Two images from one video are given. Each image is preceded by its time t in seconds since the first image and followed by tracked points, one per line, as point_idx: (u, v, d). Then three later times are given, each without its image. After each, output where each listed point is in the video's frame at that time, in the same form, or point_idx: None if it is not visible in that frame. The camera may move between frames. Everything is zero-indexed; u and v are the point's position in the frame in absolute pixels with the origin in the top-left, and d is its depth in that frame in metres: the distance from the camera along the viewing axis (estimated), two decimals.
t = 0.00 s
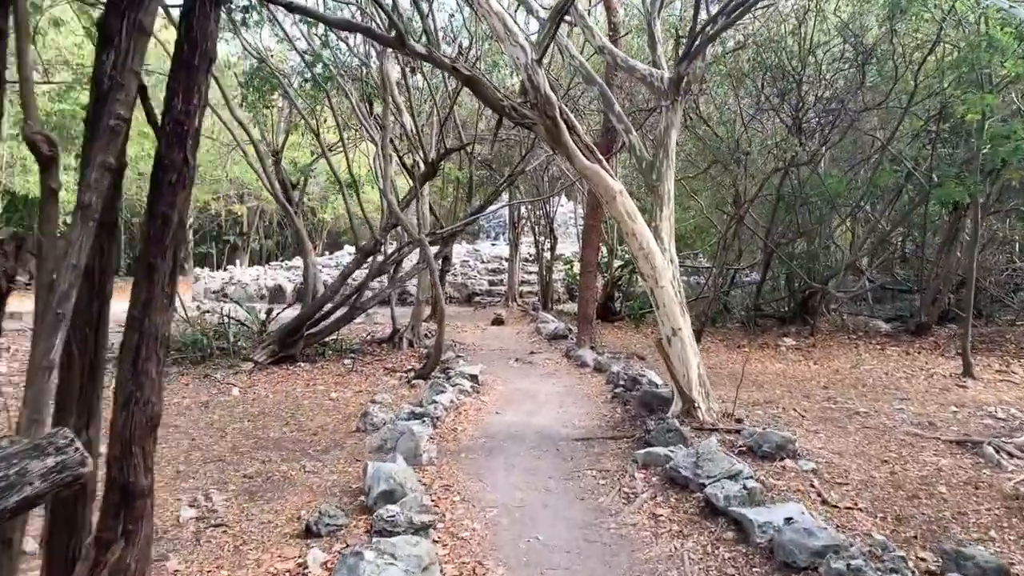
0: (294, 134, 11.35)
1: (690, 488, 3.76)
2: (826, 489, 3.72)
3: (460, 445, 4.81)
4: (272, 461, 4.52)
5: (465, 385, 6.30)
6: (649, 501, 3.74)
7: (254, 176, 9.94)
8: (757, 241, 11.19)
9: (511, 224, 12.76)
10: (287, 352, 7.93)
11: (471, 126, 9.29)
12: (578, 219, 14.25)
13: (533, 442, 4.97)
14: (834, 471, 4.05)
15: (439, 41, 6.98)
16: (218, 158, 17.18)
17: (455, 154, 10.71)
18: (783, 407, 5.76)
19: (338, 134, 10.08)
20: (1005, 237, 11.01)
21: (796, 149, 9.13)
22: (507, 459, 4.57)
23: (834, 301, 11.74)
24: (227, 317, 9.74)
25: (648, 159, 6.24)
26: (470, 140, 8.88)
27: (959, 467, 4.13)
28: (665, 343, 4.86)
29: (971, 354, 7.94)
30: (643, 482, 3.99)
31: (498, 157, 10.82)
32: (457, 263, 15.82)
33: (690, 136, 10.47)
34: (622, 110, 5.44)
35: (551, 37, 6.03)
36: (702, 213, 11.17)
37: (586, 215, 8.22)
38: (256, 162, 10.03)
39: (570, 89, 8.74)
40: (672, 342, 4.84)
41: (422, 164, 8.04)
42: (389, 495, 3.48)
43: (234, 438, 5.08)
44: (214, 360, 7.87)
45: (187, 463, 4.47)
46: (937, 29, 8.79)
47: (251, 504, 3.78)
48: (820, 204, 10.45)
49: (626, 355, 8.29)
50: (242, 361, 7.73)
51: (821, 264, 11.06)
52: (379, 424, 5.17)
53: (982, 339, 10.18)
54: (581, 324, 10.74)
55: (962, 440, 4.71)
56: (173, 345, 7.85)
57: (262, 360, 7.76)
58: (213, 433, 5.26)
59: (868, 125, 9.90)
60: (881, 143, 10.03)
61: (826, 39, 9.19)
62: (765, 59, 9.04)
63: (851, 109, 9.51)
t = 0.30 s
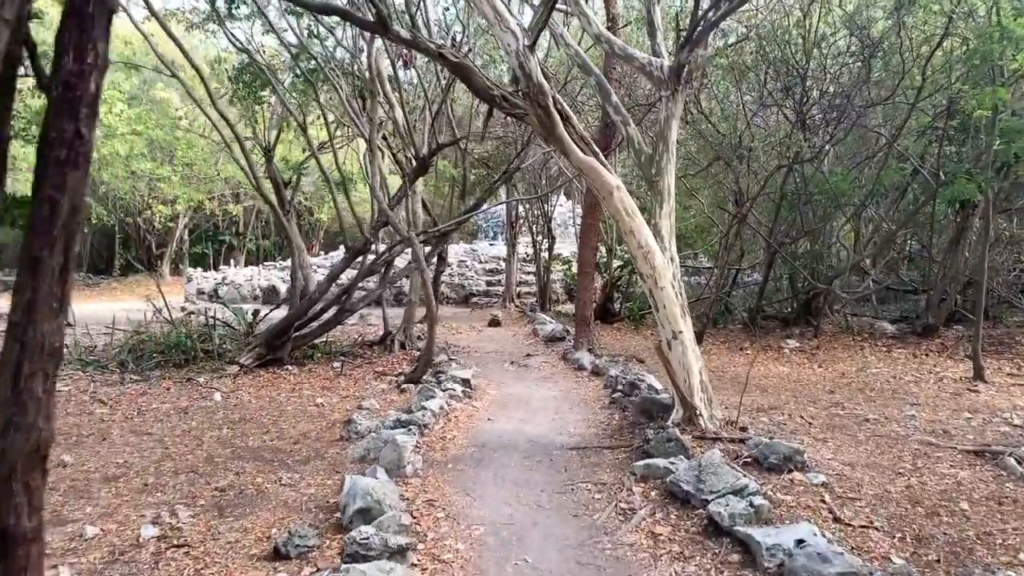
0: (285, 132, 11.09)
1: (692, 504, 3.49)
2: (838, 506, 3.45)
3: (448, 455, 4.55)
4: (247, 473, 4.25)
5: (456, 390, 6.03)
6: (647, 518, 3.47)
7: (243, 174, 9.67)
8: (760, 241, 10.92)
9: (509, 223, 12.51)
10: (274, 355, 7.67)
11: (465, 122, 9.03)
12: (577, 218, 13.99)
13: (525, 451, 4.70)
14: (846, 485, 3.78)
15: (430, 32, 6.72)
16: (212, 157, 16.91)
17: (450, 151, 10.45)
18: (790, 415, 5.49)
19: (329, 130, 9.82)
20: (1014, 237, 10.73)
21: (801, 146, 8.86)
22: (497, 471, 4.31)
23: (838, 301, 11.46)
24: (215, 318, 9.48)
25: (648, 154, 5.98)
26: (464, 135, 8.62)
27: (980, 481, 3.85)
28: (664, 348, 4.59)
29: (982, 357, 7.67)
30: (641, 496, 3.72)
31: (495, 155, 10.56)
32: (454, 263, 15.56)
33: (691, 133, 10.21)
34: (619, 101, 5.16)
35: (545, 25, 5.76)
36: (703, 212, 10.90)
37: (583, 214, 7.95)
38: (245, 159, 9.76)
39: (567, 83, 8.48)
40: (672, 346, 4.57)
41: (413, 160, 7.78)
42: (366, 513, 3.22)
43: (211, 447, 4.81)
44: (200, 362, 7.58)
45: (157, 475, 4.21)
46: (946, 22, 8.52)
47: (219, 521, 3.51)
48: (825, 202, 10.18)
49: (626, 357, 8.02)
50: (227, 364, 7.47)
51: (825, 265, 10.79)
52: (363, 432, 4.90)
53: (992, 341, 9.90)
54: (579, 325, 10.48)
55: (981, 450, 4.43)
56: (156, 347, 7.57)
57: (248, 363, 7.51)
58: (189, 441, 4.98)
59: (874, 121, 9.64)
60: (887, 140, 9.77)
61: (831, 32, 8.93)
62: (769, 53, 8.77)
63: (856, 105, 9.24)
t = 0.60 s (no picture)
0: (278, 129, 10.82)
1: (696, 532, 3.22)
2: (855, 534, 3.18)
3: (436, 472, 4.28)
4: (220, 493, 3.97)
5: (449, 399, 5.75)
6: (648, 548, 3.20)
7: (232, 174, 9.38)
8: (764, 241, 10.63)
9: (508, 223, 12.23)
10: (262, 361, 7.41)
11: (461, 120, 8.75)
12: (578, 218, 13.71)
13: (518, 467, 4.42)
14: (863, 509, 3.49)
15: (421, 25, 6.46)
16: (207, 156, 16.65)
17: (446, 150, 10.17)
18: (799, 427, 5.20)
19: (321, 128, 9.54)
20: None
21: (807, 144, 8.58)
22: (487, 489, 4.03)
23: (845, 304, 11.17)
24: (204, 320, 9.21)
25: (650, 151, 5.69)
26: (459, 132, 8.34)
27: (1008, 504, 3.56)
28: (667, 358, 4.31)
29: (997, 362, 7.38)
30: (642, 522, 3.44)
31: (492, 153, 10.28)
32: (453, 263, 15.29)
33: (694, 130, 9.92)
34: (619, 96, 4.86)
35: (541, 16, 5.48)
36: (706, 211, 10.61)
37: (583, 214, 7.66)
38: (234, 158, 9.48)
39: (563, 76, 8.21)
40: (675, 355, 4.28)
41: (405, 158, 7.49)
42: (340, 544, 2.95)
43: (185, 463, 4.54)
44: (185, 368, 7.29)
45: (124, 496, 3.94)
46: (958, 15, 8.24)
47: (183, 550, 3.23)
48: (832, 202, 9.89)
49: (627, 363, 7.73)
50: (213, 371, 7.19)
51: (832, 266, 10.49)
52: (347, 447, 4.63)
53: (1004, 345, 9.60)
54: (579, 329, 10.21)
55: (1007, 468, 4.13)
56: (139, 352, 7.29)
57: (235, 369, 7.25)
58: (163, 456, 4.71)
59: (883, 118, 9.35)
60: (896, 138, 9.47)
61: (839, 26, 8.64)
62: (775, 47, 8.48)
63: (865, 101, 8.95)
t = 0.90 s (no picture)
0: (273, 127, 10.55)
1: (709, 559, 2.94)
2: (884, 563, 2.89)
3: (428, 487, 4.00)
4: (194, 511, 3.69)
5: (444, 407, 5.47)
6: None
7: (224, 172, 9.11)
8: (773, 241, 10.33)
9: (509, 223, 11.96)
10: (252, 365, 7.13)
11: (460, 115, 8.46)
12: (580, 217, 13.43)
13: (516, 482, 4.13)
14: (889, 532, 3.21)
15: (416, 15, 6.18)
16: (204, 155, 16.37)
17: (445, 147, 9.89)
18: (814, 438, 4.90)
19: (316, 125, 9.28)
20: None
21: (818, 140, 8.29)
22: (482, 506, 3.75)
23: (855, 305, 10.86)
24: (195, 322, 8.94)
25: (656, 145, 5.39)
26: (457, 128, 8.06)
27: None
28: (675, 365, 4.03)
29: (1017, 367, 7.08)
30: (649, 545, 3.16)
31: (494, 151, 10.01)
32: (454, 264, 15.03)
33: (700, 127, 9.63)
34: (623, 86, 4.56)
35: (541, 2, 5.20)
36: (713, 210, 10.31)
37: (585, 212, 7.37)
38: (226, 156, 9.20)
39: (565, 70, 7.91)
40: (684, 363, 4.00)
41: (400, 155, 7.21)
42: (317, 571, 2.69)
43: (162, 476, 4.26)
44: (172, 372, 7.02)
45: (91, 514, 3.66)
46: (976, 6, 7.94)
47: None
48: (843, 200, 9.59)
49: (631, 368, 7.44)
50: (201, 375, 6.92)
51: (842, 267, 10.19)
52: (334, 459, 4.35)
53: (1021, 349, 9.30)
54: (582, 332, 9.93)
55: None
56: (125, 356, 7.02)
57: (224, 374, 6.98)
58: (139, 468, 4.43)
59: (896, 114, 9.05)
60: (910, 134, 9.17)
61: (851, 18, 8.35)
62: (784, 40, 8.17)
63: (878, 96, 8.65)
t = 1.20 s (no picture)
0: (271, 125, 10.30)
1: None
2: None
3: (420, 506, 3.74)
4: (168, 534, 3.42)
5: (441, 417, 5.19)
6: None
7: (219, 171, 8.85)
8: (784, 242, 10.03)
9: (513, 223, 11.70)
10: (245, 370, 6.92)
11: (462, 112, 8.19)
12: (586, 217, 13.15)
13: (514, 501, 3.86)
14: (923, 563, 2.93)
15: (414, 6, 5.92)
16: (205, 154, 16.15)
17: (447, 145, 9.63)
18: (834, 452, 4.61)
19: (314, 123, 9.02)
20: None
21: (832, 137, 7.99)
22: (478, 530, 3.47)
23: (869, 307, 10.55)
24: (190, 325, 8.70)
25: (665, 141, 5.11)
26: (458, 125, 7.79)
27: None
28: (686, 376, 3.75)
29: None
30: None
31: (497, 149, 9.74)
32: (458, 265, 14.77)
33: (709, 124, 9.34)
34: (630, 78, 4.27)
35: None
36: (722, 210, 10.02)
37: (591, 211, 7.09)
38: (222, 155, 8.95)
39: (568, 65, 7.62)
40: (696, 375, 3.73)
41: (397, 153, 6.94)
42: None
43: (139, 493, 4.01)
44: (161, 378, 6.77)
45: (56, 537, 3.41)
46: None
47: None
48: (857, 199, 9.28)
49: (639, 374, 7.16)
50: (191, 381, 6.68)
51: (856, 268, 9.88)
52: (322, 475, 4.09)
53: None
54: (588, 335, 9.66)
55: None
56: (113, 361, 6.77)
57: (216, 379, 6.74)
58: (116, 484, 4.17)
59: (914, 110, 8.74)
60: (928, 131, 8.86)
61: (868, 10, 8.04)
62: (797, 33, 7.91)
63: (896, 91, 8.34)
